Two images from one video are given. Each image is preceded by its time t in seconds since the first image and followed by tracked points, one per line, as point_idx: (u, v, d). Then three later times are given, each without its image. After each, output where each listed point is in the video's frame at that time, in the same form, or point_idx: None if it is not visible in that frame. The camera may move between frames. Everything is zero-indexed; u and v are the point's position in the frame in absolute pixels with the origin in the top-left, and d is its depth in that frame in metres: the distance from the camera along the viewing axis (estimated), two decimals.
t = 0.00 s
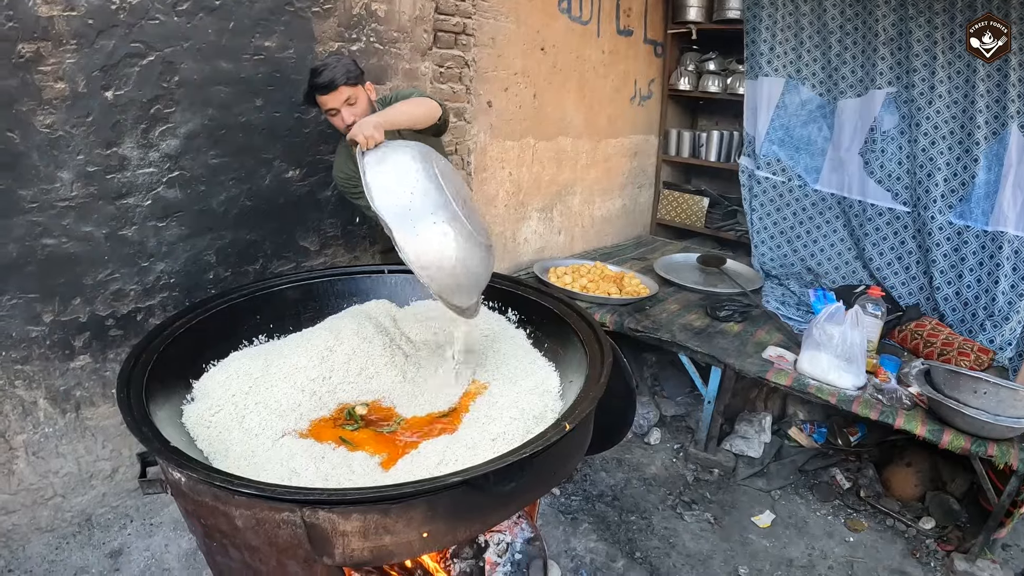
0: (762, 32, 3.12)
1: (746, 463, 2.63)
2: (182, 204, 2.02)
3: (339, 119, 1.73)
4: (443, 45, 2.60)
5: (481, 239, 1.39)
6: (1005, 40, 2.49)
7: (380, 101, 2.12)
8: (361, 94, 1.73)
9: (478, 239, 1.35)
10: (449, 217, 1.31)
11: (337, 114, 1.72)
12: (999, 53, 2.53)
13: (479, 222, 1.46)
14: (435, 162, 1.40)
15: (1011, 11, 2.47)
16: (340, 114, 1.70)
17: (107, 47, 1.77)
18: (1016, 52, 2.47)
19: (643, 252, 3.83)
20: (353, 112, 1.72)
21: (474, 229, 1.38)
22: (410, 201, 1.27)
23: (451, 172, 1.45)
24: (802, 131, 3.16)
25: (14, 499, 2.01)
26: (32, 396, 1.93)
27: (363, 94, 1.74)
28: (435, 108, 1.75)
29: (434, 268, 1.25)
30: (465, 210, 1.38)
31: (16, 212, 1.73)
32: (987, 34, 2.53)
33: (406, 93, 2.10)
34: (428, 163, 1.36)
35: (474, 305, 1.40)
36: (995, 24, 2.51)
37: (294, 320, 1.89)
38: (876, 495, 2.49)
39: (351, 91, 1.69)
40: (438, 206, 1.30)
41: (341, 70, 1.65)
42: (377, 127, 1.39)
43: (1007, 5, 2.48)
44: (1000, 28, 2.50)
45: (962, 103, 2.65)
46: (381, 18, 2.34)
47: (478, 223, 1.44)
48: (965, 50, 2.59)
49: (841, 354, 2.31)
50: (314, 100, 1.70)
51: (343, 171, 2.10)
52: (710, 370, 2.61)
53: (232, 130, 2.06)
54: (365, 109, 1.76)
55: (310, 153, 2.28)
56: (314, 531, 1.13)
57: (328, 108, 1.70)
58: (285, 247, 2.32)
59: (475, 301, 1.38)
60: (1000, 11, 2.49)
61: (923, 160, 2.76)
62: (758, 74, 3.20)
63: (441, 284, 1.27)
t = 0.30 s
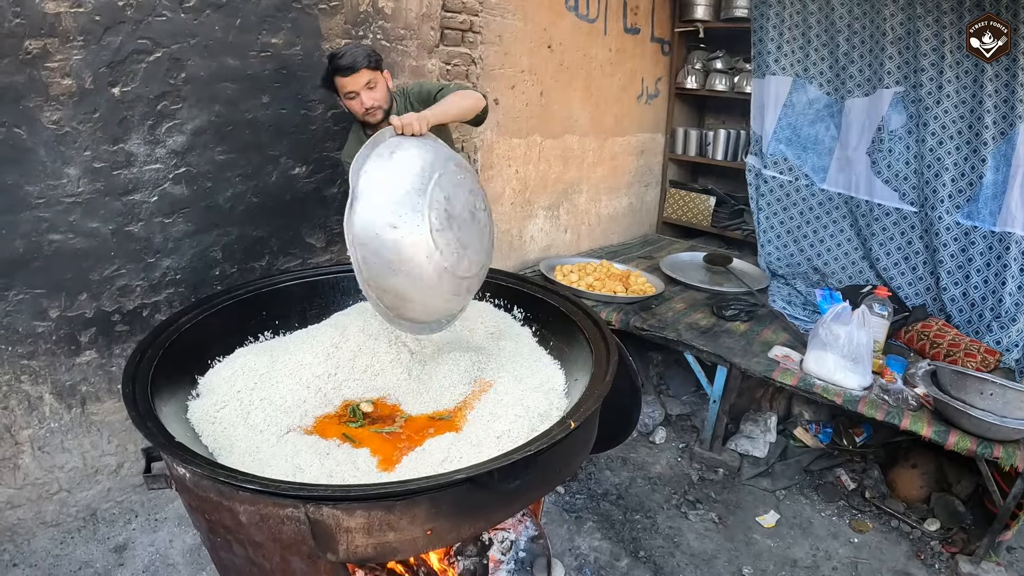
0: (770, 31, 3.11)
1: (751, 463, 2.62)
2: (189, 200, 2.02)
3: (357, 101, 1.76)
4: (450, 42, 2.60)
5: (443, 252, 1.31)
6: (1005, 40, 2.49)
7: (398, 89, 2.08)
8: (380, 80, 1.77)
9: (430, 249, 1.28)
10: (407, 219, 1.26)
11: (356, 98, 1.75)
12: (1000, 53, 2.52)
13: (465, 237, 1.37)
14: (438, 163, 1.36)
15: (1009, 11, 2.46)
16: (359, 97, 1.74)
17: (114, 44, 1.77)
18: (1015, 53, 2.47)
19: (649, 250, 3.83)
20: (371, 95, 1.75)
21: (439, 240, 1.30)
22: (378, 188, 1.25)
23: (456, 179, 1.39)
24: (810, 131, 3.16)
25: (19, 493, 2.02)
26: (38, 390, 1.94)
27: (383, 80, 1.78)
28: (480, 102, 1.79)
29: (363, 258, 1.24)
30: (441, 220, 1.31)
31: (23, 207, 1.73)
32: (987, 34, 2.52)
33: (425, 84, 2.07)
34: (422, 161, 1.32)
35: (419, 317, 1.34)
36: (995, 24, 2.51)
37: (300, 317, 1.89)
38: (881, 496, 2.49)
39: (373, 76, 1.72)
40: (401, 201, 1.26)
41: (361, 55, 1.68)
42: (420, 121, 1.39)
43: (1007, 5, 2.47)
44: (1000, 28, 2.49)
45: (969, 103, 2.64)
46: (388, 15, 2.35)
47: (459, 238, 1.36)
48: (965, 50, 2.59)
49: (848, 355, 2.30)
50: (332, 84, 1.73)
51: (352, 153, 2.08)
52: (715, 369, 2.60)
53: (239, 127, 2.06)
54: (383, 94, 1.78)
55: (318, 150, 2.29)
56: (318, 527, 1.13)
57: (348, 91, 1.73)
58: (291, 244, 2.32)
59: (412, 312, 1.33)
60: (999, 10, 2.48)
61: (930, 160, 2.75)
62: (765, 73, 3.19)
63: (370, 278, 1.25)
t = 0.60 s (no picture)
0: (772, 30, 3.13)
1: (752, 463, 2.62)
2: (192, 199, 2.02)
3: (364, 102, 1.78)
4: (452, 41, 2.61)
5: (395, 283, 1.26)
6: (1005, 40, 2.50)
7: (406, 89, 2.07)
8: (387, 81, 1.78)
9: (382, 281, 1.25)
10: (355, 251, 1.26)
11: (363, 99, 1.76)
12: (1000, 53, 2.52)
13: (429, 269, 1.30)
14: (399, 193, 1.35)
15: (1010, 12, 2.47)
16: (366, 98, 1.75)
17: (117, 43, 1.77)
18: (1016, 52, 2.48)
19: (651, 250, 3.83)
20: (378, 96, 1.77)
21: (392, 272, 1.26)
22: (332, 222, 1.29)
23: (419, 207, 1.35)
24: (812, 131, 3.16)
25: (21, 491, 2.02)
26: (40, 388, 1.94)
27: (391, 83, 1.79)
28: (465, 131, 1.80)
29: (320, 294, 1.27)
30: (395, 250, 1.27)
31: (26, 206, 1.74)
32: (987, 34, 2.53)
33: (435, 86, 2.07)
34: (374, 192, 1.33)
35: (387, 358, 1.29)
36: (995, 23, 2.51)
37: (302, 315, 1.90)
38: (883, 496, 2.49)
39: (379, 78, 1.73)
40: (350, 234, 1.27)
41: (370, 56, 1.69)
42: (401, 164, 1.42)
43: (1008, 6, 2.48)
44: (1000, 28, 2.50)
45: (972, 103, 2.63)
46: (390, 14, 2.35)
47: (419, 268, 1.29)
48: (965, 50, 2.60)
49: (849, 356, 2.30)
50: (340, 84, 1.74)
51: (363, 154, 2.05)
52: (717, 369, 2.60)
53: (242, 126, 2.07)
54: (392, 96, 1.80)
55: (320, 149, 2.29)
56: (319, 525, 1.13)
57: (355, 91, 1.74)
58: (293, 243, 2.32)
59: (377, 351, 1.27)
60: (1000, 11, 2.49)
61: (933, 160, 2.74)
62: (768, 73, 3.20)
63: (327, 315, 1.27)
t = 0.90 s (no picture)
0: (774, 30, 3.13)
1: (754, 463, 2.61)
2: (194, 198, 2.03)
3: (372, 99, 1.78)
4: (454, 41, 2.61)
5: (380, 243, 1.30)
6: (1005, 40, 2.50)
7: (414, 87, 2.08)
8: (396, 79, 1.77)
9: (367, 241, 1.29)
10: (348, 212, 1.29)
11: (371, 95, 1.75)
12: (999, 53, 2.52)
13: (411, 234, 1.33)
14: (396, 161, 1.37)
15: (1010, 12, 2.47)
16: (374, 95, 1.75)
17: (121, 42, 1.78)
18: (1016, 52, 2.48)
19: (653, 249, 3.83)
20: (387, 94, 1.76)
21: (377, 233, 1.30)
22: (332, 179, 1.32)
23: (413, 177, 1.37)
24: (815, 131, 3.16)
25: (24, 489, 2.03)
26: (43, 386, 1.95)
27: (399, 80, 1.78)
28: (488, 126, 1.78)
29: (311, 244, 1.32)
30: (384, 214, 1.31)
31: (29, 205, 1.74)
32: (987, 34, 2.53)
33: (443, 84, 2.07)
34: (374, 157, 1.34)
35: (365, 310, 1.34)
36: (995, 23, 2.52)
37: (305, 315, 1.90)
38: (884, 496, 2.49)
39: (387, 75, 1.73)
40: (347, 193, 1.30)
41: (378, 54, 1.67)
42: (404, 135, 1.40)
43: (1008, 6, 2.48)
44: (1000, 28, 2.51)
45: (974, 104, 2.63)
46: (393, 14, 2.35)
47: (404, 234, 1.33)
48: (965, 50, 2.60)
49: (850, 355, 2.30)
50: (349, 80, 1.74)
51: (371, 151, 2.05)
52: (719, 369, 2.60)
53: (244, 125, 2.07)
54: (401, 93, 1.79)
55: (323, 149, 2.30)
56: (321, 523, 1.13)
57: (363, 88, 1.74)
58: (295, 242, 2.33)
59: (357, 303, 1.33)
60: (1000, 11, 2.50)
61: (935, 160, 2.74)
62: (770, 73, 3.20)
63: (317, 264, 1.32)
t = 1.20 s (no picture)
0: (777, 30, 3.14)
1: (755, 463, 2.60)
2: (197, 198, 2.04)
3: (389, 93, 1.84)
4: (457, 41, 2.62)
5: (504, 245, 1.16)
6: (1005, 40, 2.50)
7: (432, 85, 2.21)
8: (414, 76, 1.83)
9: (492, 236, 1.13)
10: (481, 202, 1.13)
11: (390, 91, 1.82)
12: (999, 52, 2.53)
13: (524, 240, 1.22)
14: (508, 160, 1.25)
15: (1010, 12, 2.47)
16: (393, 91, 1.81)
17: (124, 42, 1.78)
18: (1016, 51, 2.48)
19: (655, 250, 3.83)
20: (404, 90, 1.82)
21: (503, 232, 1.16)
22: (459, 162, 1.14)
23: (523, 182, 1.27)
24: (817, 131, 3.16)
25: (26, 488, 2.04)
26: (46, 385, 1.96)
27: (418, 78, 1.84)
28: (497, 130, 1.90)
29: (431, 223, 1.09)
30: (510, 214, 1.18)
31: (32, 204, 1.75)
32: (987, 34, 2.54)
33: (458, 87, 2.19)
34: (495, 151, 1.22)
35: (461, 316, 1.16)
36: (995, 23, 2.52)
37: (307, 315, 1.90)
38: (885, 497, 2.49)
39: (406, 73, 1.79)
40: (480, 181, 1.15)
41: (402, 51, 1.72)
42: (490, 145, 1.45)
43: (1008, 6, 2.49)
44: (1000, 28, 2.51)
45: (976, 104, 2.63)
46: (395, 14, 2.36)
47: (519, 239, 1.21)
48: (965, 50, 2.61)
49: (851, 356, 2.30)
50: (370, 73, 1.79)
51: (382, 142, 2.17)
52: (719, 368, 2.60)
53: (247, 125, 2.08)
54: (417, 91, 1.86)
55: (325, 149, 2.30)
56: (322, 521, 1.14)
57: (383, 83, 1.80)
58: (296, 242, 2.33)
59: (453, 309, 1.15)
60: (1000, 11, 2.50)
61: (937, 161, 2.74)
62: (772, 73, 3.20)
63: (429, 251, 1.10)
